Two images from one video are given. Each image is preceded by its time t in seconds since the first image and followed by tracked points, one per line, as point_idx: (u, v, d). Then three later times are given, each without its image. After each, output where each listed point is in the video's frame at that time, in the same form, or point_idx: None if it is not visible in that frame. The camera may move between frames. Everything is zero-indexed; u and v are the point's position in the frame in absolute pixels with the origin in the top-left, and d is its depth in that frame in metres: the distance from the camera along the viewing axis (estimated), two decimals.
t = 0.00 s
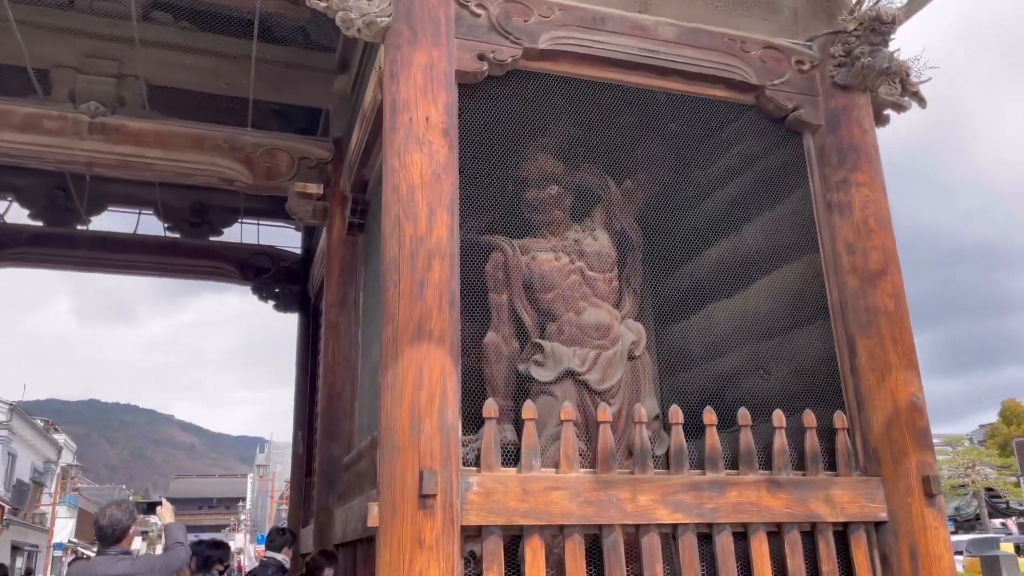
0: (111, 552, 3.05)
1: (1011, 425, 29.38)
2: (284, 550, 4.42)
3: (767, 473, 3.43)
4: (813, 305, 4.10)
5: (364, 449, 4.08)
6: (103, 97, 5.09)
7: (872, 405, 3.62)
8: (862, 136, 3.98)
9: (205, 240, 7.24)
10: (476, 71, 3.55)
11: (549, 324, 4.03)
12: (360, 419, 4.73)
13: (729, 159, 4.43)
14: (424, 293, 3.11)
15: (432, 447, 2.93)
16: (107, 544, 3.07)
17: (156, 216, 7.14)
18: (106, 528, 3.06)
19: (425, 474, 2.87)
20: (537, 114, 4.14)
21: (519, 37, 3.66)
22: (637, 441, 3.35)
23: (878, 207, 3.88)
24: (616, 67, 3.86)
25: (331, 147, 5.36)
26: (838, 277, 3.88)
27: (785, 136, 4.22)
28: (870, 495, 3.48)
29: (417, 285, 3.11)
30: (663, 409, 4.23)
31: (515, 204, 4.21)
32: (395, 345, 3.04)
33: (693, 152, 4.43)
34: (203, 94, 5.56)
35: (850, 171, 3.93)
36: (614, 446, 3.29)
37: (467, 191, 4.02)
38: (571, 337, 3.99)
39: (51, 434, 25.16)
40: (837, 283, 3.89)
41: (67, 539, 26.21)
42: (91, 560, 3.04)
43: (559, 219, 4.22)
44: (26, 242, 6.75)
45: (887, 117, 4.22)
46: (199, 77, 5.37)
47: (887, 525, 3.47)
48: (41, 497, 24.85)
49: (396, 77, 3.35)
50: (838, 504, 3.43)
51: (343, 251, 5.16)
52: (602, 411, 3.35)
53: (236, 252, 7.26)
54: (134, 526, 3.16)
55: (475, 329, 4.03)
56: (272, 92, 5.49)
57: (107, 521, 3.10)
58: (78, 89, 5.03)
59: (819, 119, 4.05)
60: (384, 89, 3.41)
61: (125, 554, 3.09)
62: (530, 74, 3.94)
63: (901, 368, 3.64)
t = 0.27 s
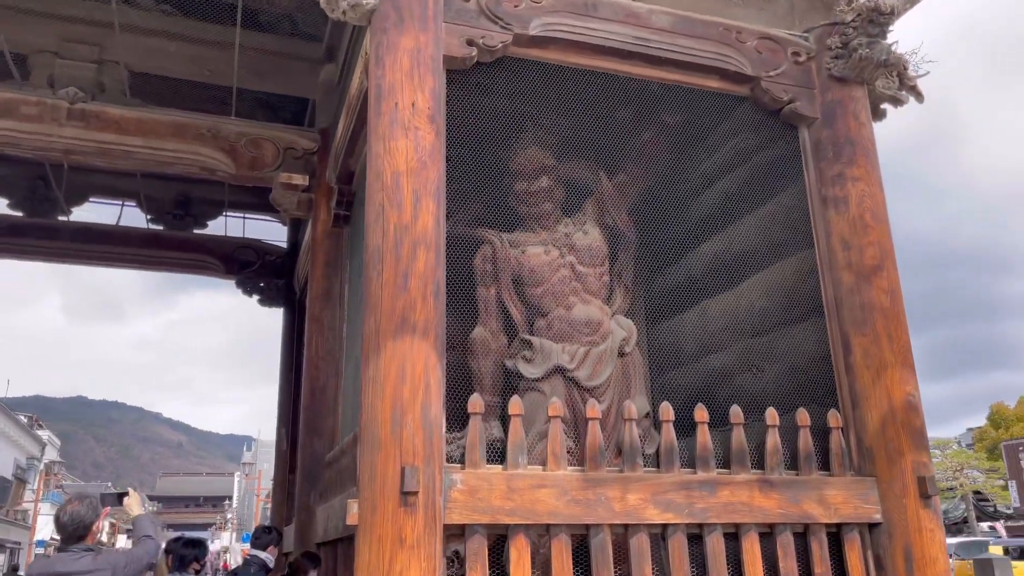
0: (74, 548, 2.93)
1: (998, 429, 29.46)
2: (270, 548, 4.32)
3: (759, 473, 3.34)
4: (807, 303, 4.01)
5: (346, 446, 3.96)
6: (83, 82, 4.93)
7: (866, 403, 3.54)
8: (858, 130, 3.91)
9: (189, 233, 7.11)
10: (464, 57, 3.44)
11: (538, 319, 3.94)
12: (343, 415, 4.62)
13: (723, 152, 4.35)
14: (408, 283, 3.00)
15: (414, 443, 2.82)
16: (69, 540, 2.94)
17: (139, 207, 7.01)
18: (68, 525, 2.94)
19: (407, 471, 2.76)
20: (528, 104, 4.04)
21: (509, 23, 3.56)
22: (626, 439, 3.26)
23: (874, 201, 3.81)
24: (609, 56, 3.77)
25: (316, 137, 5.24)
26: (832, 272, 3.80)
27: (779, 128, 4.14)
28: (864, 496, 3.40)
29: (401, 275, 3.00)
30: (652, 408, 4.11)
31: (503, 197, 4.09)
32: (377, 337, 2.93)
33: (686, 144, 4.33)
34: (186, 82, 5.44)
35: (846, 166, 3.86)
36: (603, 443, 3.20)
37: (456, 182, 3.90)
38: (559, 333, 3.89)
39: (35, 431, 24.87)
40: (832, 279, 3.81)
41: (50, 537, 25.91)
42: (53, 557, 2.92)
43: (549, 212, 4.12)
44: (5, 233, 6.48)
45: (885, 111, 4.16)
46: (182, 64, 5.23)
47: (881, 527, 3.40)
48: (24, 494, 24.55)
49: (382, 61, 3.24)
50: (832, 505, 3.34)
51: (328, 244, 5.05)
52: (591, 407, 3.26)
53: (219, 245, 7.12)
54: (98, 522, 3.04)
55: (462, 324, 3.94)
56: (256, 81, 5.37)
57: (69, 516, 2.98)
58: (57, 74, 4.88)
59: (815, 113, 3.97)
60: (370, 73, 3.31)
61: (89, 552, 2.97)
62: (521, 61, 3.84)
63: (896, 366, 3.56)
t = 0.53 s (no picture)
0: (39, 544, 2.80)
1: (989, 431, 29.52)
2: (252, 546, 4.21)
3: (756, 470, 3.24)
4: (805, 298, 3.93)
5: (332, 442, 3.85)
6: (62, 67, 4.80)
7: (867, 400, 3.45)
8: (859, 120, 3.83)
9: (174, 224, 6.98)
10: (455, 39, 3.33)
11: (530, 313, 3.82)
12: (330, 411, 4.49)
13: (720, 144, 4.25)
14: (396, 272, 2.88)
15: (400, 437, 2.71)
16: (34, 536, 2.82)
17: (122, 198, 6.87)
18: (34, 520, 2.81)
19: (392, 466, 2.65)
20: (521, 93, 3.93)
21: (503, 5, 3.46)
22: (620, 435, 3.15)
23: (875, 193, 3.72)
24: (604, 41, 3.67)
25: (305, 126, 5.12)
26: (832, 266, 3.71)
27: (778, 119, 4.05)
28: (864, 495, 3.31)
29: (388, 263, 2.89)
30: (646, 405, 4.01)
31: (495, 188, 3.98)
32: (363, 327, 2.82)
33: (683, 136, 4.24)
34: (171, 69, 5.31)
35: (846, 156, 3.77)
36: (597, 439, 3.09)
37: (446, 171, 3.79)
38: (552, 327, 3.78)
39: (21, 428, 24.62)
40: (831, 273, 3.72)
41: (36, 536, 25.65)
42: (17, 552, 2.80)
43: (542, 204, 4.01)
44: None
45: (885, 102, 4.07)
46: (166, 49, 5.10)
47: (881, 526, 3.30)
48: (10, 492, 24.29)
49: (370, 41, 3.13)
50: (831, 504, 3.25)
51: (315, 236, 4.92)
52: (584, 401, 3.15)
53: (205, 238, 6.98)
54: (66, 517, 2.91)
55: (453, 316, 3.83)
56: (242, 68, 5.25)
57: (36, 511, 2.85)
58: (37, 58, 4.75)
59: (815, 102, 3.90)
60: (357, 55, 3.19)
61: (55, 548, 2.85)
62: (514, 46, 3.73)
63: (897, 362, 3.47)
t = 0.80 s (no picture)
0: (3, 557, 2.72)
1: (983, 435, 29.53)
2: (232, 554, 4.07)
3: (759, 477, 3.12)
4: (808, 299, 3.82)
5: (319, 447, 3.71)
6: (42, 59, 4.66)
7: (872, 403, 3.34)
8: (863, 116, 3.73)
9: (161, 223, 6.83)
10: (447, 28, 3.20)
11: (525, 314, 3.69)
12: (317, 414, 4.36)
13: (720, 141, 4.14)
14: (384, 268, 2.76)
15: (388, 441, 2.58)
16: None
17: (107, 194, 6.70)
18: None
19: (378, 471, 2.52)
20: (516, 86, 3.80)
21: None
22: (618, 440, 3.03)
23: (880, 189, 3.61)
24: (602, 32, 3.56)
25: (294, 121, 4.99)
26: (836, 265, 3.60)
27: (779, 114, 3.94)
28: (870, 503, 3.19)
29: (376, 259, 2.76)
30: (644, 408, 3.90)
31: (489, 184, 3.86)
32: (350, 326, 2.69)
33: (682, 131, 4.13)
34: (157, 62, 5.18)
35: (851, 152, 3.66)
36: (594, 443, 2.97)
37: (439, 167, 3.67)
38: (547, 327, 3.65)
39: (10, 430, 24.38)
40: (835, 272, 3.61)
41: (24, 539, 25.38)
42: None
43: (537, 201, 3.88)
44: None
45: (890, 97, 3.97)
46: (149, 40, 4.93)
47: (887, 535, 3.19)
48: None
49: (359, 28, 3.01)
50: (835, 511, 3.13)
51: (303, 233, 4.79)
52: (580, 404, 3.03)
53: (193, 237, 6.84)
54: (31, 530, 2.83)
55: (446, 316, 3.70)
56: (228, 60, 5.13)
57: None
58: (16, 49, 4.60)
59: (819, 96, 3.80)
60: (345, 42, 3.06)
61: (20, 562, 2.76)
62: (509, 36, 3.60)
63: (903, 364, 3.36)
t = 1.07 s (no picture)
0: None
1: (982, 438, 29.46)
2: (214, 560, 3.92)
3: (763, 480, 3.02)
4: (811, 298, 3.71)
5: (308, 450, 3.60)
6: (28, 52, 4.55)
7: (879, 405, 3.23)
8: (869, 108, 3.64)
9: (152, 222, 6.72)
10: (442, 15, 3.10)
11: (521, 313, 3.58)
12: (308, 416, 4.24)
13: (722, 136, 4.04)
14: (374, 264, 2.65)
15: (377, 444, 2.47)
16: None
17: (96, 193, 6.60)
18: None
19: (367, 475, 2.41)
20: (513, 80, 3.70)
21: None
22: (617, 442, 2.92)
23: (887, 185, 3.52)
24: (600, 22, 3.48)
25: (285, 116, 4.87)
26: (842, 263, 3.50)
27: (782, 109, 3.85)
28: (878, 507, 3.09)
29: (366, 255, 2.65)
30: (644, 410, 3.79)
31: (484, 181, 3.75)
32: (338, 324, 2.58)
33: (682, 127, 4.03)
34: (146, 56, 5.07)
35: (857, 146, 3.56)
36: (592, 446, 2.86)
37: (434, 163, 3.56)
38: (544, 327, 3.54)
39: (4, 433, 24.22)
40: (841, 270, 3.50)
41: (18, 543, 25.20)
42: None
43: (534, 198, 3.78)
44: None
45: (896, 91, 3.89)
46: (137, 35, 4.85)
47: (896, 540, 3.09)
48: None
49: (349, 15, 2.90)
50: (842, 516, 3.03)
51: (295, 231, 4.68)
52: (578, 405, 2.92)
53: (184, 236, 6.73)
54: None
55: (441, 316, 3.60)
56: (218, 54, 5.03)
57: None
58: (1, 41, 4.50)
59: (823, 89, 3.70)
60: (335, 31, 2.96)
61: None
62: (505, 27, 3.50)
63: (912, 364, 3.26)
